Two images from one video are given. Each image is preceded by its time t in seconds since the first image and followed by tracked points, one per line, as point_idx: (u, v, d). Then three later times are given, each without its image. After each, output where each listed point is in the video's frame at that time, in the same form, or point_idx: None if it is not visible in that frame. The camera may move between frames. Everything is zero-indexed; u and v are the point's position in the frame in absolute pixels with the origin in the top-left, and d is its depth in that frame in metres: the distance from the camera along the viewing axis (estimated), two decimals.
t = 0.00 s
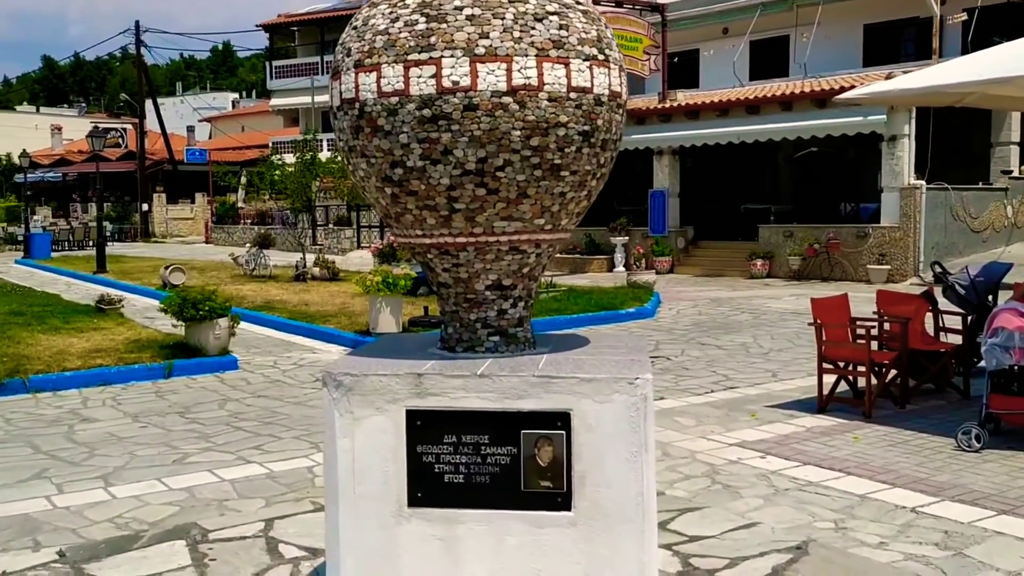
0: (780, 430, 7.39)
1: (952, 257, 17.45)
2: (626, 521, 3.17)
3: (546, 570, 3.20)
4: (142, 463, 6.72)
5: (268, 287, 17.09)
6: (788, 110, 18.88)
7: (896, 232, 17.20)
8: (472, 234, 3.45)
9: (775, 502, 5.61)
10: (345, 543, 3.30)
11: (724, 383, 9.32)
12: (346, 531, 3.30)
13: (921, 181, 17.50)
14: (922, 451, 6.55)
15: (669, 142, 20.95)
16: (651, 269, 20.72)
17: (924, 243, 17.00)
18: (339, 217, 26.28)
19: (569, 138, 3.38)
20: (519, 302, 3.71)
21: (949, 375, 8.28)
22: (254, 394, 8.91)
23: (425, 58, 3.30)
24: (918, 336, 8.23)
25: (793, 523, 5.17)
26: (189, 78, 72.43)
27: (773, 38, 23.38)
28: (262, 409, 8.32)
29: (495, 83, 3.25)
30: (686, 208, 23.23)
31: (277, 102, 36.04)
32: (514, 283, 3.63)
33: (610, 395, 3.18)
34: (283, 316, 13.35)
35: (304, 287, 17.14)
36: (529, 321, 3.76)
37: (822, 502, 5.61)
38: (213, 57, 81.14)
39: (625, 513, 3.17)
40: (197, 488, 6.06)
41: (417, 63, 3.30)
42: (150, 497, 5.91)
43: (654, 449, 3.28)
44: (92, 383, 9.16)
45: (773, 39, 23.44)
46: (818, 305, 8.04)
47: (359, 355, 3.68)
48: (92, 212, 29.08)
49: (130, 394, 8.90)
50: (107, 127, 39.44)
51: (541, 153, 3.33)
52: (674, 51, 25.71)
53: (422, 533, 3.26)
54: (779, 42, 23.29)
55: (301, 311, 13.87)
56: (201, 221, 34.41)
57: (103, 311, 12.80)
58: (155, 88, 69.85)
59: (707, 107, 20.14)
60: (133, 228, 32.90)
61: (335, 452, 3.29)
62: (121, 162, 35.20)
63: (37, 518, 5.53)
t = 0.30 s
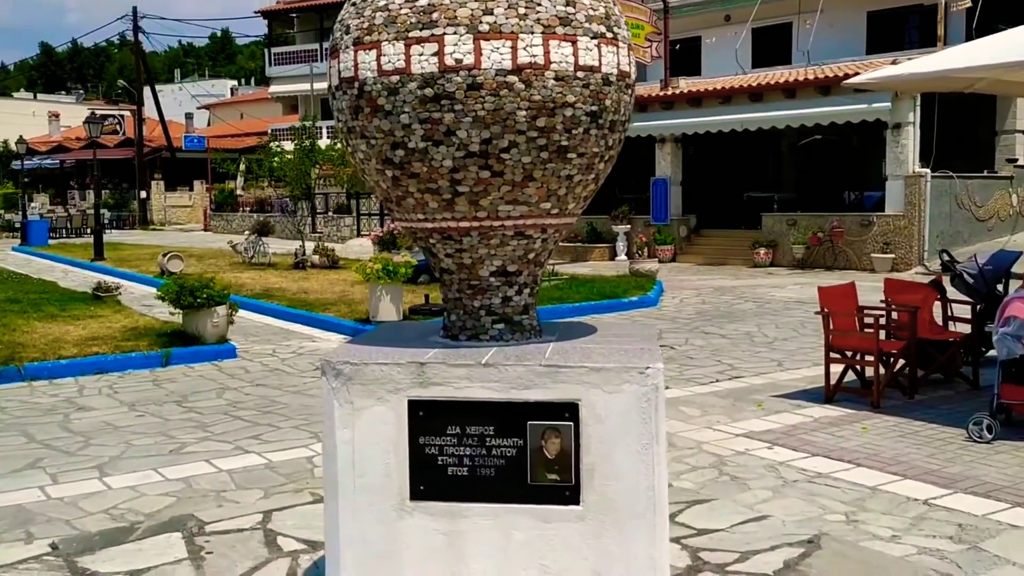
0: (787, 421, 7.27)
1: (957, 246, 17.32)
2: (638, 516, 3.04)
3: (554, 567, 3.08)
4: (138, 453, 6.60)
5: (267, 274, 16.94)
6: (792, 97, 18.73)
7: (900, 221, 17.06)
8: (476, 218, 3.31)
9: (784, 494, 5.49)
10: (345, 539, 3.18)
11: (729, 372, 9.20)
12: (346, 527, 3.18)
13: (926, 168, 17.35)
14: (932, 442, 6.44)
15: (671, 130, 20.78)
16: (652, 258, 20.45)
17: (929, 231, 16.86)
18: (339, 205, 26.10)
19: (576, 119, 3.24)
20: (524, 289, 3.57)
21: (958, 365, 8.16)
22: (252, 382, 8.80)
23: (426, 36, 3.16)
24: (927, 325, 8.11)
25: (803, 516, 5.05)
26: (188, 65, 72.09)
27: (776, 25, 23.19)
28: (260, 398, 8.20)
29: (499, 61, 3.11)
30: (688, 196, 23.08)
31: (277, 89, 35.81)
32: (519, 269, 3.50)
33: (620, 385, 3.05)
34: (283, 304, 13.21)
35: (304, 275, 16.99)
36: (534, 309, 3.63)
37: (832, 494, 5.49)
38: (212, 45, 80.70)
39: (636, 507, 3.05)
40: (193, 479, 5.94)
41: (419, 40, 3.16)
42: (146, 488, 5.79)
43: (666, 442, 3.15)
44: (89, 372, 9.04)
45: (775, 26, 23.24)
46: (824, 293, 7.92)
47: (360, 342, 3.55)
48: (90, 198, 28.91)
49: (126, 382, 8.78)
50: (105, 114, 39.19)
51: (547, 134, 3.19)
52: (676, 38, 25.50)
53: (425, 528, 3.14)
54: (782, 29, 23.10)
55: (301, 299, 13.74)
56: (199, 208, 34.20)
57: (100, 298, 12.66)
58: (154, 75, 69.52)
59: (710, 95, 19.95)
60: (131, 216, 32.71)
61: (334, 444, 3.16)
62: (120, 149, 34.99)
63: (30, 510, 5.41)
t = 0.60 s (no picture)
0: (794, 409, 7.16)
1: (959, 234, 17.24)
2: (658, 510, 2.92)
3: (570, 563, 2.96)
4: (134, 440, 6.47)
5: (264, 260, 16.77)
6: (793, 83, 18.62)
7: (902, 208, 16.96)
8: (490, 200, 3.17)
9: (795, 484, 5.38)
10: (352, 532, 3.06)
11: (733, 360, 9.08)
12: (354, 521, 3.05)
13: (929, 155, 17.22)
14: (943, 433, 6.33)
15: (672, 116, 20.62)
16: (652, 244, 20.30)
17: (931, 219, 16.76)
18: (335, 190, 25.94)
19: (595, 97, 3.09)
20: (538, 273, 3.44)
21: (967, 353, 8.07)
22: (249, 369, 8.66)
23: (440, 9, 3.01)
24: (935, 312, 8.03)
25: (816, 507, 4.94)
26: (184, 50, 71.59)
27: (777, 11, 22.99)
28: (258, 385, 8.06)
29: (516, 36, 2.97)
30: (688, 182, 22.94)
31: (274, 75, 35.55)
32: (533, 253, 3.36)
33: (640, 372, 2.92)
34: (280, 289, 13.06)
35: (301, 261, 16.82)
36: (548, 294, 3.50)
37: (844, 485, 5.38)
38: (208, 30, 80.13)
39: (656, 500, 2.93)
40: (190, 467, 5.81)
41: (432, 13, 3.02)
42: (143, 476, 5.66)
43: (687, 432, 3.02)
44: (84, 358, 8.91)
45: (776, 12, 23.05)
46: (833, 280, 7.83)
47: (368, 328, 3.42)
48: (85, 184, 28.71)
49: (122, 368, 8.65)
50: (101, 98, 38.86)
51: (565, 112, 3.05)
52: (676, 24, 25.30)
53: (436, 520, 3.02)
54: (783, 15, 22.91)
55: (298, 285, 13.58)
56: (195, 194, 33.92)
57: (95, 283, 12.51)
58: (150, 61, 69.13)
59: (711, 80, 19.84)
60: (127, 201, 32.45)
61: (342, 433, 3.04)
62: (115, 134, 34.75)
63: (24, 498, 5.27)
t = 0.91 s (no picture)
0: (801, 397, 7.07)
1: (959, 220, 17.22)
2: (678, 502, 2.81)
3: (587, 557, 2.85)
4: (130, 426, 6.34)
5: (260, 245, 16.60)
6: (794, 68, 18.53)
7: (904, 194, 16.91)
8: (506, 180, 3.04)
9: (805, 473, 5.28)
10: (359, 525, 2.94)
11: (737, 346, 8.99)
12: (362, 513, 2.94)
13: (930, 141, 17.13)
14: (953, 423, 6.26)
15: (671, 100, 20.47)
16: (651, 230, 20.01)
17: (932, 205, 16.74)
18: (331, 175, 25.72)
19: (618, 74, 2.96)
20: (553, 257, 3.31)
21: (974, 340, 8.09)
22: (246, 354, 8.53)
23: None
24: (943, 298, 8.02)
25: (828, 497, 4.83)
26: (179, 34, 71.02)
27: None
28: (256, 370, 7.94)
29: (537, 9, 2.83)
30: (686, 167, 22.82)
31: (270, 59, 35.25)
32: (549, 236, 3.24)
33: (662, 360, 2.80)
34: (276, 274, 12.92)
35: (297, 245, 16.67)
36: (563, 279, 3.38)
37: (855, 474, 5.29)
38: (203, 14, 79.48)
39: (677, 493, 2.81)
40: (187, 454, 5.68)
41: None
42: (139, 463, 5.53)
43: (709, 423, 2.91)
44: (79, 343, 8.76)
45: None
46: (840, 266, 7.80)
47: (376, 314, 3.30)
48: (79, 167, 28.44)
49: (117, 353, 8.51)
50: (95, 82, 38.51)
51: (586, 90, 2.92)
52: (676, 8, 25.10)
53: (447, 513, 2.91)
54: None
55: (295, 269, 13.44)
56: (190, 178, 33.65)
57: (89, 268, 12.34)
58: (144, 45, 68.58)
59: (712, 65, 19.73)
60: (121, 185, 32.19)
61: (350, 423, 2.92)
62: (109, 118, 34.44)
63: (17, 485, 5.15)
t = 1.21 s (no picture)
0: (807, 383, 6.98)
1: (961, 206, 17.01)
2: (694, 493, 2.71)
3: (600, 549, 2.75)
4: (125, 413, 6.22)
5: (257, 230, 16.46)
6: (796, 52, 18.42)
7: (905, 179, 16.85)
8: (517, 158, 2.92)
9: (813, 461, 5.19)
10: (363, 515, 2.84)
11: (740, 332, 8.89)
12: (366, 503, 2.83)
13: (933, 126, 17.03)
14: (962, 411, 6.19)
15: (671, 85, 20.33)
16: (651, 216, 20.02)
17: (934, 191, 16.68)
18: (328, 160, 25.54)
19: (634, 46, 2.85)
20: (564, 239, 3.20)
21: (981, 327, 8.07)
22: (243, 340, 8.41)
23: None
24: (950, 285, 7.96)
25: (838, 486, 4.74)
26: (174, 18, 70.48)
27: None
28: (253, 356, 7.83)
29: None
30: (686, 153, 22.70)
31: (267, 43, 34.98)
32: (560, 216, 3.12)
33: (679, 345, 2.70)
34: (274, 259, 12.80)
35: (295, 230, 16.52)
36: (574, 262, 3.26)
37: (864, 462, 5.20)
38: None
39: (694, 482, 2.71)
40: (184, 441, 5.57)
41: None
42: (135, 450, 5.42)
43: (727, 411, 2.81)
44: (74, 328, 8.63)
45: None
46: (846, 251, 7.73)
47: (380, 297, 3.19)
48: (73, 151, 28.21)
49: (112, 338, 8.39)
50: (90, 65, 38.19)
51: (602, 63, 2.81)
52: None
53: (454, 503, 2.80)
54: None
55: (292, 254, 13.32)
56: (185, 163, 33.39)
57: (84, 252, 12.20)
58: (139, 29, 68.12)
59: (712, 49, 19.59)
60: (116, 169, 31.97)
61: (355, 409, 2.81)
62: (104, 101, 34.16)
63: (11, 473, 5.04)
